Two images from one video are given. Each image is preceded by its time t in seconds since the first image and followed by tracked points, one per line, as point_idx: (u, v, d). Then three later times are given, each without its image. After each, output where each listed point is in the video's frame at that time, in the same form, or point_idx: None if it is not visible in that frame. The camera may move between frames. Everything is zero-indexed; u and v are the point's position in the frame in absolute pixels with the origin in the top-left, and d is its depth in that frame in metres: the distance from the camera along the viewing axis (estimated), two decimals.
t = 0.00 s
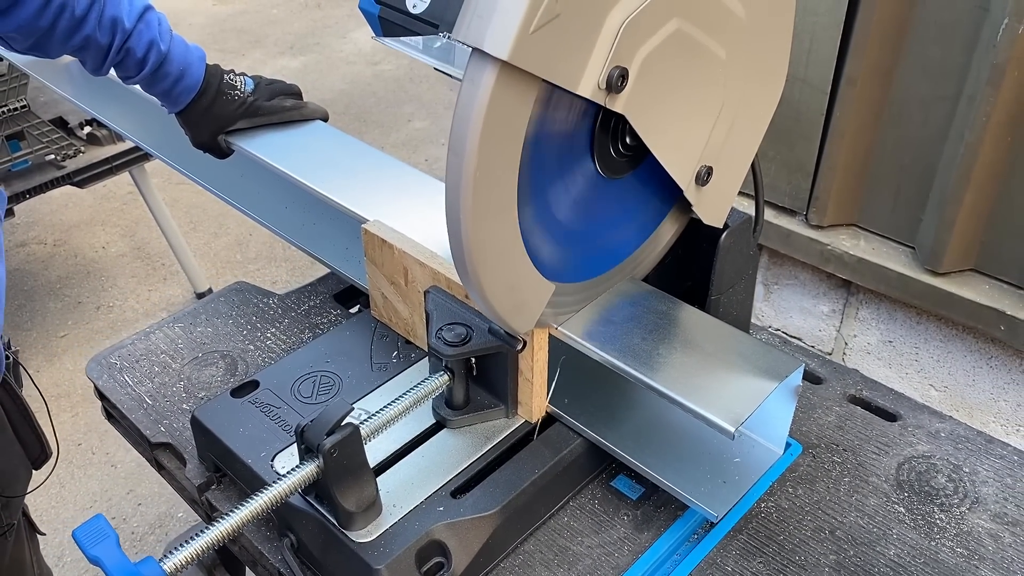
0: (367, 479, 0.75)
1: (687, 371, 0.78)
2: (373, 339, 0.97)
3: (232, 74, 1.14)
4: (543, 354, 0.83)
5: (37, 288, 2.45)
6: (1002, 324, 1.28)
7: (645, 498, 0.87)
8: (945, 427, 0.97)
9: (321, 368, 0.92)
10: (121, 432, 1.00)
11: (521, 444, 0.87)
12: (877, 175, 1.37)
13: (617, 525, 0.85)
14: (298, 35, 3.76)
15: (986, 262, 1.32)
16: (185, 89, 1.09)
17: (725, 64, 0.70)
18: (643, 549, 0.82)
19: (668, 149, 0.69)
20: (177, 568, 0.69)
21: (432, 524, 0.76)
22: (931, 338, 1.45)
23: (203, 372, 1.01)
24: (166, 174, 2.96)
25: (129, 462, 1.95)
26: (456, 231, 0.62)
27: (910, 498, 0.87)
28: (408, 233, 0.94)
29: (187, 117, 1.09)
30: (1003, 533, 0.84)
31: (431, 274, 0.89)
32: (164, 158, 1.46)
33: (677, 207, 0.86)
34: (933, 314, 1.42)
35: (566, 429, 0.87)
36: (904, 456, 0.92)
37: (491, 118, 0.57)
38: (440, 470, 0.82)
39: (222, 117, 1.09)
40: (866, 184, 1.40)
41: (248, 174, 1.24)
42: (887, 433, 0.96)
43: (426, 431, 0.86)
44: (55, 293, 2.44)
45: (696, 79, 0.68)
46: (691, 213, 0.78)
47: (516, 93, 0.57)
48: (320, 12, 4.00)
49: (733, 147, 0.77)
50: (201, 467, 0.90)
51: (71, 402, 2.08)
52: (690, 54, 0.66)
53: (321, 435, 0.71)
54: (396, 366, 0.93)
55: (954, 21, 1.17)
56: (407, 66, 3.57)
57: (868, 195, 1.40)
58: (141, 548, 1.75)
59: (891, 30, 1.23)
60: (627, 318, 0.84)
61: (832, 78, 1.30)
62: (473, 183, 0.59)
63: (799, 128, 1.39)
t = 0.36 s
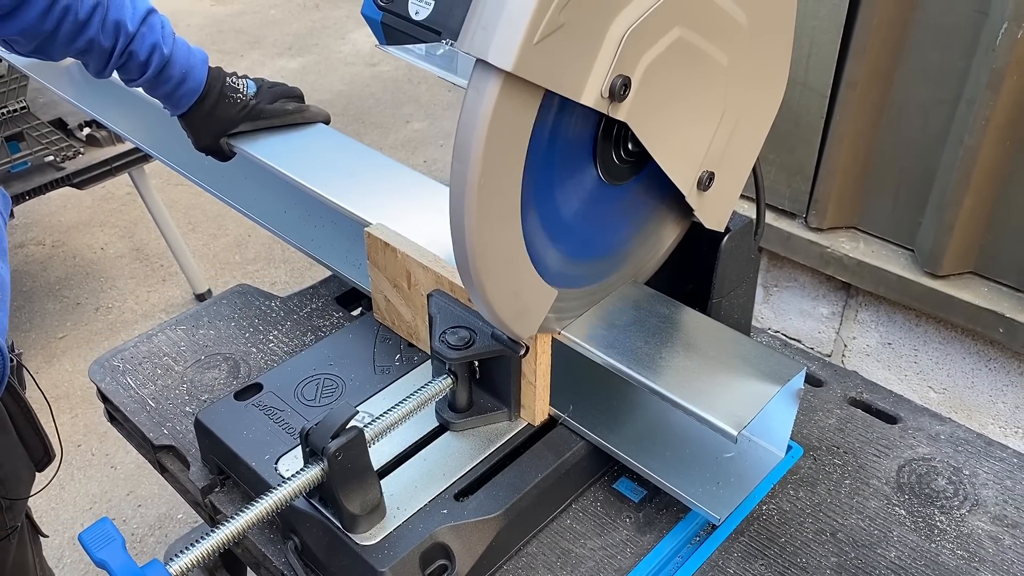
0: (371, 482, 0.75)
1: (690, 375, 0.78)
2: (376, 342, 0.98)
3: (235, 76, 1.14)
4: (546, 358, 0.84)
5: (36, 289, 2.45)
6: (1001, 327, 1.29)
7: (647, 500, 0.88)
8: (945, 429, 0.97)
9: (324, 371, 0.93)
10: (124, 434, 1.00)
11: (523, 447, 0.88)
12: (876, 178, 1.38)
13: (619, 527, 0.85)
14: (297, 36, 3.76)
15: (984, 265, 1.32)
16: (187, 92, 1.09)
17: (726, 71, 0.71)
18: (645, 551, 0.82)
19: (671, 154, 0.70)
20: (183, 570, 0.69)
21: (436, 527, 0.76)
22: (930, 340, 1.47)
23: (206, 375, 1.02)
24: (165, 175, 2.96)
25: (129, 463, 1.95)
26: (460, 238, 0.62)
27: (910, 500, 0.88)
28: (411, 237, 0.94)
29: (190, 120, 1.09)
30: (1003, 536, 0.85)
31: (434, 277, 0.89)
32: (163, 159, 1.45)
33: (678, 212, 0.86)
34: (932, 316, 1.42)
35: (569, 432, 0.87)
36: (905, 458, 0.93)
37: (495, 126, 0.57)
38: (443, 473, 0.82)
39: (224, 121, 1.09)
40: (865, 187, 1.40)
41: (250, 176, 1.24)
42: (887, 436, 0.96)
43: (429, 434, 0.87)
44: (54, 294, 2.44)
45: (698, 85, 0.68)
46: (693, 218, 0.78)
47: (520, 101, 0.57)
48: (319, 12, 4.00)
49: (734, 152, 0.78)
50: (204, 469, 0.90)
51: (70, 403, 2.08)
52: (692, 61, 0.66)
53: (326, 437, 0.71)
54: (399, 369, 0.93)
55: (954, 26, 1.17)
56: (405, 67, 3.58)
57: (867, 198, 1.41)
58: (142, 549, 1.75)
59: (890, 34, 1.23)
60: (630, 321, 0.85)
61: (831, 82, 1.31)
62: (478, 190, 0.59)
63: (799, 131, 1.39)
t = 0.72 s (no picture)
0: (370, 483, 0.76)
1: (686, 376, 0.79)
2: (374, 344, 0.98)
3: (234, 80, 1.14)
4: (542, 359, 0.85)
5: (34, 291, 2.45)
6: (993, 328, 1.30)
7: (643, 500, 0.89)
8: (937, 429, 0.98)
9: (322, 372, 0.94)
10: (123, 435, 1.01)
11: (520, 448, 0.88)
12: (870, 180, 1.39)
13: (615, 527, 0.86)
14: (293, 38, 3.76)
15: (977, 266, 1.33)
16: (186, 96, 1.09)
17: (719, 77, 0.72)
18: (641, 551, 0.83)
19: (666, 159, 0.71)
20: (183, 570, 0.70)
21: (433, 527, 0.77)
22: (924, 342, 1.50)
23: (205, 377, 1.02)
24: (162, 177, 2.97)
25: (126, 465, 1.95)
26: (457, 243, 0.63)
27: (903, 500, 0.89)
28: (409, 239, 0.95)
29: (188, 123, 1.10)
30: (994, 534, 0.86)
31: (431, 279, 0.89)
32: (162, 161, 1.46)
33: (674, 215, 0.87)
34: (925, 316, 1.43)
35: (566, 433, 0.88)
36: (898, 458, 0.94)
37: (492, 133, 0.58)
38: (441, 474, 0.83)
39: (223, 125, 1.10)
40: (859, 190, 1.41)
41: (249, 178, 1.25)
42: (881, 436, 0.97)
43: (427, 435, 0.87)
44: (51, 296, 2.44)
45: (692, 92, 0.69)
46: (688, 222, 0.79)
47: (517, 108, 0.58)
48: (315, 14, 4.01)
49: (728, 157, 0.79)
50: (204, 470, 0.90)
51: (68, 405, 2.08)
52: (686, 68, 0.67)
53: (325, 438, 0.72)
54: (397, 371, 0.94)
55: (946, 31, 1.19)
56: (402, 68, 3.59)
57: (861, 200, 1.42)
58: (140, 550, 1.75)
59: (883, 38, 1.24)
60: (627, 323, 0.86)
61: (825, 85, 1.32)
62: (475, 195, 0.60)
63: (793, 134, 1.40)
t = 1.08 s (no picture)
0: (366, 486, 0.76)
1: (679, 379, 0.80)
2: (369, 348, 0.99)
3: (228, 85, 1.16)
4: (536, 362, 0.85)
5: (28, 295, 2.45)
6: (983, 329, 1.31)
7: (637, 502, 0.89)
8: (928, 430, 0.99)
9: (318, 376, 0.94)
10: (119, 440, 1.01)
11: (515, 450, 0.89)
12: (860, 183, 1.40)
13: (610, 528, 0.86)
14: (287, 41, 3.77)
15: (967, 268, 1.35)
16: (181, 102, 1.10)
17: (709, 85, 0.73)
18: (635, 552, 0.84)
19: (657, 167, 0.72)
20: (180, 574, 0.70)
21: (429, 529, 0.78)
22: (914, 342, 1.50)
23: (201, 381, 1.03)
24: (156, 181, 2.97)
25: (122, 469, 1.95)
26: (451, 251, 0.63)
27: (894, 500, 0.90)
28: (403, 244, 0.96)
29: (184, 129, 1.10)
30: (984, 534, 0.87)
31: (426, 284, 0.90)
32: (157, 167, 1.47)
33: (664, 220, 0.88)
34: (915, 317, 1.44)
35: (561, 435, 0.89)
36: (889, 459, 0.95)
37: (484, 143, 0.59)
38: (437, 477, 0.83)
39: (218, 130, 1.10)
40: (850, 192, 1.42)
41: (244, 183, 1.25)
42: (872, 436, 0.98)
43: (422, 438, 0.88)
44: (46, 300, 2.44)
45: (682, 100, 0.70)
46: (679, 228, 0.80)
47: (509, 118, 0.59)
48: (308, 17, 4.01)
49: (718, 163, 0.80)
50: (200, 474, 0.91)
51: (63, 409, 2.08)
52: (676, 77, 0.68)
53: (321, 443, 0.72)
54: (392, 374, 0.95)
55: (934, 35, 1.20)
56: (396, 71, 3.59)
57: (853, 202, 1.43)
58: (135, 554, 1.75)
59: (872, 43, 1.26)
60: (619, 326, 0.86)
61: (816, 89, 1.33)
62: (468, 204, 0.61)
63: (784, 137, 1.42)
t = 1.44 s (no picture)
0: (367, 496, 0.76)
1: (677, 386, 0.80)
2: (367, 356, 0.99)
3: (223, 94, 1.15)
4: (535, 371, 0.86)
5: (20, 303, 2.44)
6: (977, 331, 1.33)
7: (636, 508, 0.90)
8: (924, 434, 1.00)
9: (316, 386, 0.94)
10: (117, 451, 1.01)
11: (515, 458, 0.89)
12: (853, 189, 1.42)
13: (610, 535, 0.87)
14: (277, 45, 3.76)
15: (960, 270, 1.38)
16: (176, 111, 1.10)
17: (703, 95, 0.73)
18: (635, 559, 0.84)
19: (653, 178, 0.72)
20: None
21: (430, 539, 0.78)
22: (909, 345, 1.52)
23: (198, 392, 1.02)
24: (147, 187, 2.96)
25: (116, 477, 1.94)
26: (449, 265, 0.64)
27: (891, 504, 0.90)
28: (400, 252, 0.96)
29: (178, 137, 1.10)
30: (981, 537, 0.87)
31: (424, 293, 0.90)
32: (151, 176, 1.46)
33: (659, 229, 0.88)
34: (909, 319, 1.45)
35: (560, 443, 0.89)
36: (885, 463, 0.96)
37: (483, 158, 0.59)
38: (437, 486, 0.83)
39: (213, 138, 1.10)
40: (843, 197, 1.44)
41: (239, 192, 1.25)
42: (868, 441, 0.99)
43: (422, 447, 0.88)
44: (38, 308, 2.42)
45: (677, 111, 0.70)
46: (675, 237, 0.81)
47: (507, 133, 0.59)
48: (299, 21, 4.00)
49: (713, 171, 0.80)
50: (199, 485, 0.91)
51: (56, 418, 2.07)
52: (671, 88, 0.69)
53: (321, 454, 0.72)
54: (391, 383, 0.95)
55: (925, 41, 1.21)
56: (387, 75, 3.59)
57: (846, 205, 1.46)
58: (131, 563, 1.74)
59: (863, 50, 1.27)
60: (617, 334, 0.86)
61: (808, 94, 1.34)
62: (466, 219, 0.61)
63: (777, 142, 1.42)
